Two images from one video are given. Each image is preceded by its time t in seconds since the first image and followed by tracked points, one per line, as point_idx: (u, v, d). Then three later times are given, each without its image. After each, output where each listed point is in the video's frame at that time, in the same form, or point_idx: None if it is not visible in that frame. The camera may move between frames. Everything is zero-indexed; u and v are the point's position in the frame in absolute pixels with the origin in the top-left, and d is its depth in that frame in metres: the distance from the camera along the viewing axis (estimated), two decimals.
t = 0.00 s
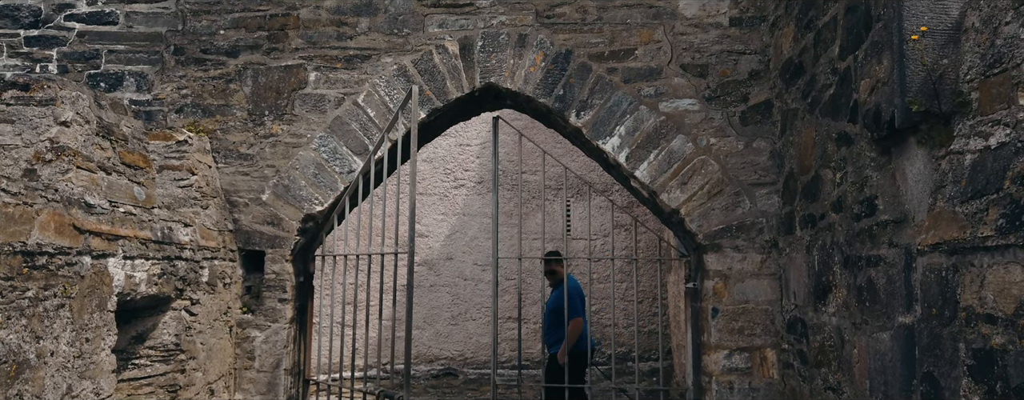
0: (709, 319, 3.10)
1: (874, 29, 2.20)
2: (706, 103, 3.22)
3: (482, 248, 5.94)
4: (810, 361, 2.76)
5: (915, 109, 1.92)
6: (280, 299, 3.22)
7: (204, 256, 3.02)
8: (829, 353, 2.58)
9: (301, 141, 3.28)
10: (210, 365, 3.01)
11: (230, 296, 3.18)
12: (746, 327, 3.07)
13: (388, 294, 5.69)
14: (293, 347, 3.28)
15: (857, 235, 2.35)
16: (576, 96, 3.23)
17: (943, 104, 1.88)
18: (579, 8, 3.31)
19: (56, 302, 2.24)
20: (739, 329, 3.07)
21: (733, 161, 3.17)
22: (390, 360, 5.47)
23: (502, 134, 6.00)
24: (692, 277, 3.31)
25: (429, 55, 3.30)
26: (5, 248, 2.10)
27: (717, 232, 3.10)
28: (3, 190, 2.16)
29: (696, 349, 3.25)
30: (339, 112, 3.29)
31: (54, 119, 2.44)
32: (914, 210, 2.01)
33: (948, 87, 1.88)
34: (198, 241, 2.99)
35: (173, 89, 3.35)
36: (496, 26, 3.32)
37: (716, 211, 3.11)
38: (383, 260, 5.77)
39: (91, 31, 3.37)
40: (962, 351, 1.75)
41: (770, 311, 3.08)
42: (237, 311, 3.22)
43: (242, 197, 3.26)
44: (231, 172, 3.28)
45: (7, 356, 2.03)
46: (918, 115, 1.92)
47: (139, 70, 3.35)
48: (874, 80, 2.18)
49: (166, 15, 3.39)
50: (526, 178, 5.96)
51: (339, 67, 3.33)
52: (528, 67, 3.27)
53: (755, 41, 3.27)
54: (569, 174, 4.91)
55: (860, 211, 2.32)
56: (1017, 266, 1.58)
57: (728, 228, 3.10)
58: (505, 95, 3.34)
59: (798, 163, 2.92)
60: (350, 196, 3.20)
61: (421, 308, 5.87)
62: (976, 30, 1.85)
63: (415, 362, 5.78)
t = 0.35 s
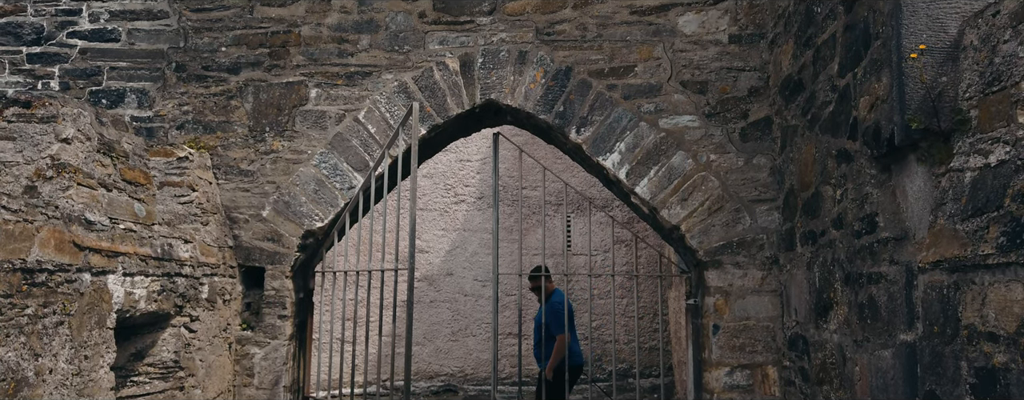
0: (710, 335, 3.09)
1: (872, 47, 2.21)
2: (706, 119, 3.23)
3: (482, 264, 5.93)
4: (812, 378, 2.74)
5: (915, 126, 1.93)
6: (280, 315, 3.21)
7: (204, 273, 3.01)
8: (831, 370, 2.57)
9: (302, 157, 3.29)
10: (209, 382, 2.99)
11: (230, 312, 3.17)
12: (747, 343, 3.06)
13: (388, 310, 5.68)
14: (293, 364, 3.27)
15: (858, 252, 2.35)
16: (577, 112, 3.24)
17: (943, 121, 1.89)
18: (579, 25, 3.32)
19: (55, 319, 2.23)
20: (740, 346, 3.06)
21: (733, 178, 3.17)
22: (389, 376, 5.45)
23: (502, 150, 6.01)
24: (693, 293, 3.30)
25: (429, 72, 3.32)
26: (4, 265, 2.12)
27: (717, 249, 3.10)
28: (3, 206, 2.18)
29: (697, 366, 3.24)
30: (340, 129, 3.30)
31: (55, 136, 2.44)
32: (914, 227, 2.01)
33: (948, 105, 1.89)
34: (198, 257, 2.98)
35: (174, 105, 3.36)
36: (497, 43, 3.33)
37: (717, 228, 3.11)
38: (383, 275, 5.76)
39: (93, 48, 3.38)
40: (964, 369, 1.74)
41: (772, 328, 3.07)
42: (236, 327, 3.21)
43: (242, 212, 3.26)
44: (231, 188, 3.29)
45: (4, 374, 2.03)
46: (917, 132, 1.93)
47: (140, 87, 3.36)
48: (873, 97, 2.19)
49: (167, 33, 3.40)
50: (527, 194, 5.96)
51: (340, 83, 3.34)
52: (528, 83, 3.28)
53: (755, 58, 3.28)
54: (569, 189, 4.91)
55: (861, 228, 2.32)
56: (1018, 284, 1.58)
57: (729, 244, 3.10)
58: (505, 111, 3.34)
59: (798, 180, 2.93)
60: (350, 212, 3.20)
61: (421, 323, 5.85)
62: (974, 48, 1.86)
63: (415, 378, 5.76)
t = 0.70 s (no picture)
0: (711, 353, 3.08)
1: (871, 66, 2.22)
2: (706, 137, 3.24)
3: (482, 281, 5.92)
4: (814, 396, 2.73)
5: (915, 145, 1.93)
6: (280, 333, 3.20)
7: (204, 291, 3.01)
8: (833, 389, 2.56)
9: (302, 174, 3.29)
10: None
11: (230, 330, 3.16)
12: (749, 361, 3.05)
13: (388, 326, 5.66)
14: (292, 382, 3.25)
15: (859, 270, 2.34)
16: (577, 129, 3.24)
17: (943, 139, 1.89)
18: (579, 43, 3.34)
19: (53, 338, 2.23)
20: (742, 364, 3.05)
21: (733, 195, 3.17)
22: (389, 394, 5.42)
23: (502, 166, 6.01)
24: (693, 311, 3.29)
25: (430, 89, 3.33)
26: (4, 284, 2.13)
27: (718, 266, 3.09)
28: (4, 226, 2.20)
29: (699, 384, 3.22)
30: (341, 146, 3.30)
31: (57, 154, 2.45)
32: (915, 245, 2.00)
33: (948, 123, 1.90)
34: (198, 275, 2.98)
35: (175, 123, 3.36)
36: (497, 60, 3.34)
37: (717, 245, 3.11)
38: (383, 292, 5.75)
39: (95, 66, 3.39)
40: (966, 389, 1.73)
41: (773, 346, 3.06)
42: (236, 345, 3.19)
43: (242, 230, 3.26)
44: (232, 205, 3.28)
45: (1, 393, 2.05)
46: (917, 151, 1.93)
47: (142, 104, 3.37)
48: (872, 116, 2.20)
49: (169, 50, 3.42)
50: (527, 210, 5.96)
51: (341, 101, 3.34)
52: (528, 101, 3.29)
53: (754, 75, 3.29)
54: (569, 205, 4.91)
55: (861, 246, 2.32)
56: (1020, 304, 1.58)
57: (729, 262, 3.10)
58: (505, 128, 3.35)
59: (798, 197, 2.93)
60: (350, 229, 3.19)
61: (421, 340, 5.83)
62: (973, 67, 1.88)
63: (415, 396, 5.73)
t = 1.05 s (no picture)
0: (713, 370, 3.06)
1: (870, 83, 2.23)
2: (706, 153, 3.24)
3: (482, 296, 5.90)
4: None
5: (915, 162, 1.93)
6: (279, 349, 3.18)
7: (203, 307, 3.00)
8: None
9: (302, 190, 3.29)
10: None
11: (229, 346, 3.15)
12: (750, 378, 3.04)
13: (388, 342, 5.64)
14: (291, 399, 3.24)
15: (860, 287, 2.34)
16: (577, 145, 3.25)
17: (943, 157, 1.90)
18: (579, 59, 3.35)
19: (52, 355, 2.23)
20: (743, 380, 3.04)
21: (733, 211, 3.17)
22: None
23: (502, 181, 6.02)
24: (694, 327, 3.28)
25: (430, 105, 3.34)
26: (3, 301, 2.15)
27: (719, 282, 3.09)
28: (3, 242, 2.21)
29: None
30: (341, 162, 3.30)
31: (58, 171, 2.45)
32: (916, 262, 2.00)
33: (947, 141, 1.91)
34: (198, 291, 2.97)
35: (176, 139, 3.37)
36: (497, 77, 3.36)
37: (718, 261, 3.10)
38: (383, 308, 5.74)
39: (96, 82, 3.40)
40: None
41: (774, 362, 3.05)
42: (235, 362, 3.18)
43: (242, 245, 3.26)
44: (232, 221, 3.28)
45: None
46: (917, 168, 1.94)
47: (143, 121, 3.38)
48: (871, 133, 2.20)
49: (171, 67, 3.43)
50: (527, 225, 5.96)
51: (342, 117, 3.35)
52: (528, 117, 3.30)
53: (753, 91, 3.30)
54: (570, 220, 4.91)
55: (862, 263, 2.31)
56: (1022, 322, 1.57)
57: (730, 278, 3.09)
58: (505, 144, 3.35)
59: (798, 213, 2.93)
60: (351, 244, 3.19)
61: (421, 356, 5.80)
62: (972, 84, 1.89)
63: None
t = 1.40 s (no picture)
0: (714, 386, 3.06)
1: (870, 99, 2.23)
2: (706, 169, 3.24)
3: (482, 311, 5.89)
4: None
5: (915, 179, 1.93)
6: (278, 366, 3.17)
7: (202, 323, 3.00)
8: None
9: (302, 206, 3.29)
10: None
11: (228, 363, 3.13)
12: (751, 395, 3.03)
13: (388, 358, 5.62)
14: None
15: (861, 303, 2.33)
16: (577, 161, 3.25)
17: (943, 173, 1.92)
18: (579, 75, 3.36)
19: (50, 372, 2.23)
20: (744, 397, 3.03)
21: (733, 227, 3.17)
22: None
23: (502, 197, 6.02)
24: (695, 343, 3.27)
25: (431, 121, 3.35)
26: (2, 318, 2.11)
27: (720, 298, 3.08)
28: (3, 258, 2.18)
29: None
30: (342, 177, 3.31)
31: (58, 187, 2.46)
32: (917, 279, 2.00)
33: (947, 158, 1.93)
34: (197, 307, 2.97)
35: (177, 155, 3.37)
36: (498, 93, 3.37)
37: (719, 277, 3.10)
38: (383, 323, 5.72)
39: (97, 99, 3.41)
40: None
41: (775, 379, 3.04)
42: (233, 378, 3.16)
43: (242, 261, 3.25)
44: (232, 236, 3.28)
45: None
46: (917, 185, 1.94)
47: (143, 137, 3.39)
48: (871, 150, 2.21)
49: (172, 83, 3.45)
50: (527, 240, 5.95)
51: (343, 133, 3.36)
52: (528, 133, 3.30)
53: (753, 108, 3.30)
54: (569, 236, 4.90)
55: (863, 280, 2.31)
56: None
57: (731, 294, 3.08)
58: (506, 160, 3.36)
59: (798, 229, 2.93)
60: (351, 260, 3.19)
61: (421, 372, 5.78)
62: (971, 102, 1.91)
63: None
